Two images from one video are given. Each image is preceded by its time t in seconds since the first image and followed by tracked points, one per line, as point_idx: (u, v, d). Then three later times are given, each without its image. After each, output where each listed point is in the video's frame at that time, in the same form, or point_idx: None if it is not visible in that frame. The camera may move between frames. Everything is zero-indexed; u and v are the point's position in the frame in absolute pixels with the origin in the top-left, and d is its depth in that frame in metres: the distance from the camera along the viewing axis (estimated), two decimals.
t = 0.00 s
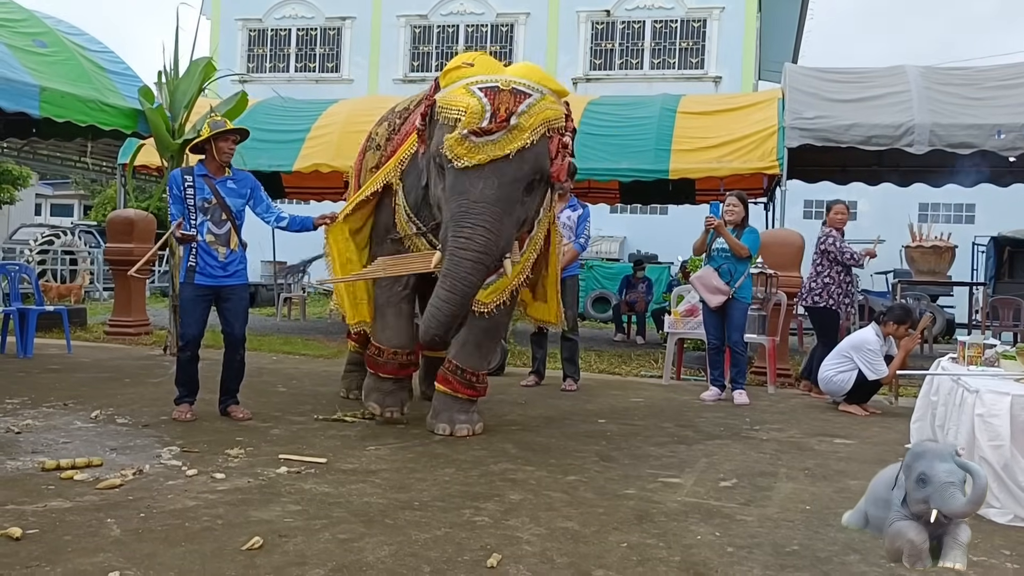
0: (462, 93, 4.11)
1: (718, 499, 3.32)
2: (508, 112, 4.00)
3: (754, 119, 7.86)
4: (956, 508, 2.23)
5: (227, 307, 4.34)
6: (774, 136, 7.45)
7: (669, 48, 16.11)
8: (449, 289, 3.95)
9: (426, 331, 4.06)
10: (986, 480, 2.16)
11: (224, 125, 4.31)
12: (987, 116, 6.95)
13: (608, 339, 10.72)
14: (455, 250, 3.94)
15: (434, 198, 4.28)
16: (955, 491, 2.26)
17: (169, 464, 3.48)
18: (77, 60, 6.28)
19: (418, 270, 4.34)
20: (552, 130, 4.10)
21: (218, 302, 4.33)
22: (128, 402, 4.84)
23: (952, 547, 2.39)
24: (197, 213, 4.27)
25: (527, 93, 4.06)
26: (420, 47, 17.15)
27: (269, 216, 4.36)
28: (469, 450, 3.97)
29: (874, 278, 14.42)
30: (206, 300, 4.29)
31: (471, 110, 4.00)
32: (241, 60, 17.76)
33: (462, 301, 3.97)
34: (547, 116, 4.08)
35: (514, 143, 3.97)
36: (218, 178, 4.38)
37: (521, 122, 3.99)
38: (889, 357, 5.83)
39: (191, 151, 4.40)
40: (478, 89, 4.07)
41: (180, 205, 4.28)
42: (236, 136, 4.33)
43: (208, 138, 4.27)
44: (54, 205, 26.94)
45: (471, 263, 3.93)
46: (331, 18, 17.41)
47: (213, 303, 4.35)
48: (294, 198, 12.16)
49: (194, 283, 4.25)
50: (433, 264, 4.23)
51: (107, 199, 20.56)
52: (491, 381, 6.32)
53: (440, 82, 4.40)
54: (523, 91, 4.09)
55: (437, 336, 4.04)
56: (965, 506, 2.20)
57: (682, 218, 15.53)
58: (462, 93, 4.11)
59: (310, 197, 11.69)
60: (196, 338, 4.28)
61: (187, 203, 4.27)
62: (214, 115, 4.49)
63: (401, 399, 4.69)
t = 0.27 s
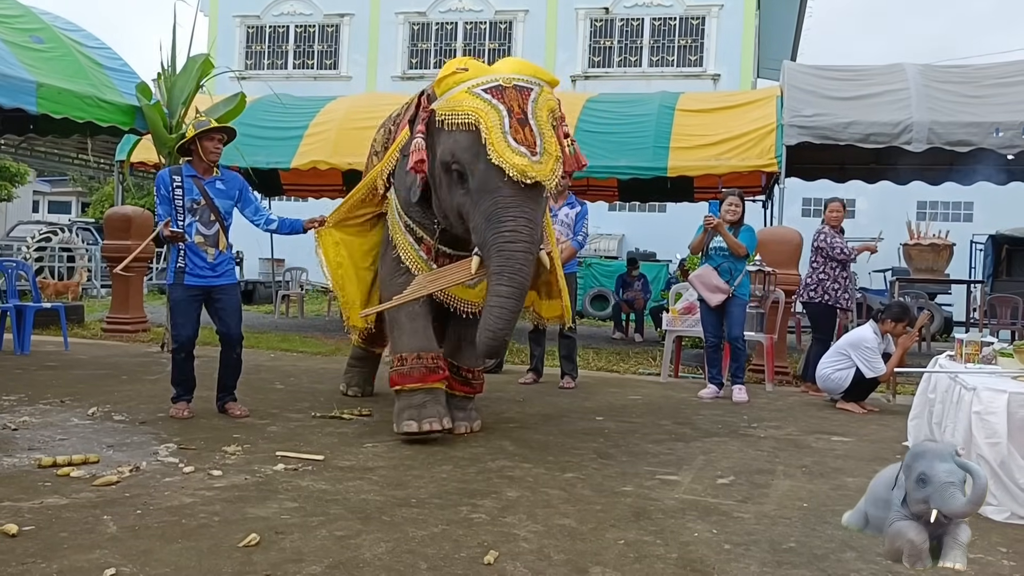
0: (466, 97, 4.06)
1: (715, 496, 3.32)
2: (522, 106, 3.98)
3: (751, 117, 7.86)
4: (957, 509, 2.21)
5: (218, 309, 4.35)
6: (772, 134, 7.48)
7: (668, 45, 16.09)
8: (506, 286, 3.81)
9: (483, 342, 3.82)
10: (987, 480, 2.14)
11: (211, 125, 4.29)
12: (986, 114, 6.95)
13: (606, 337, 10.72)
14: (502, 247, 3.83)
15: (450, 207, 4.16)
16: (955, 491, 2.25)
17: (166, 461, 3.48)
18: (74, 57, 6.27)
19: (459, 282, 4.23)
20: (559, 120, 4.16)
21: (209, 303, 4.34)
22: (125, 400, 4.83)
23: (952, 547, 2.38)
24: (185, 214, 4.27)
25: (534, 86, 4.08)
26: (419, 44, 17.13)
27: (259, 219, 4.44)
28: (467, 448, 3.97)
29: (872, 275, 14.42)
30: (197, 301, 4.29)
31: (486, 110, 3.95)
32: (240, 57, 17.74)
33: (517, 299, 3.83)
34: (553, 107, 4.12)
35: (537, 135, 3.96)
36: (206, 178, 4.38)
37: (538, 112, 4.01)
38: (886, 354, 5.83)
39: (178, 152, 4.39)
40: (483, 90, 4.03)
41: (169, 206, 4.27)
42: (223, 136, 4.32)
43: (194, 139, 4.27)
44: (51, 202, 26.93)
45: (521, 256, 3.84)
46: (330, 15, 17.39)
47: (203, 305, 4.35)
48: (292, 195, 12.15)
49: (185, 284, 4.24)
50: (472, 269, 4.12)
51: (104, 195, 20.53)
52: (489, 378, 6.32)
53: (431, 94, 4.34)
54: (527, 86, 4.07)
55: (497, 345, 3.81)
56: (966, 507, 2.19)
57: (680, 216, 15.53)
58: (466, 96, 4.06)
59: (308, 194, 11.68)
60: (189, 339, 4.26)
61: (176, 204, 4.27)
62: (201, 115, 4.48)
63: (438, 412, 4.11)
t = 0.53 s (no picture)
0: (466, 70, 4.08)
1: (714, 495, 3.33)
2: (523, 74, 4.03)
3: (751, 117, 7.86)
4: (957, 509, 2.21)
5: (217, 298, 4.35)
6: (771, 133, 7.49)
7: (667, 44, 16.09)
8: (521, 248, 3.79)
9: (503, 308, 3.77)
10: (986, 480, 2.15)
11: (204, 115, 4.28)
12: (985, 113, 6.95)
13: (605, 335, 10.72)
14: (514, 209, 3.82)
15: (454, 179, 4.14)
16: (955, 491, 2.25)
17: (165, 459, 3.48)
18: (73, 55, 6.27)
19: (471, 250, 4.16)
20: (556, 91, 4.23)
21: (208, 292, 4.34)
22: (125, 398, 4.84)
23: (952, 547, 2.39)
24: (181, 203, 4.27)
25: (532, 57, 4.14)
26: (418, 43, 17.13)
27: (250, 207, 4.44)
28: (466, 447, 3.97)
29: (872, 274, 14.43)
30: (196, 292, 4.29)
31: (489, 78, 3.98)
32: (239, 55, 17.73)
33: (532, 262, 3.81)
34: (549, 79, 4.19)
35: (541, 103, 4.01)
36: (202, 168, 4.37)
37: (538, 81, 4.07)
38: (885, 354, 5.83)
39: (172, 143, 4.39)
40: (483, 62, 4.06)
41: (164, 197, 4.27)
42: (217, 125, 4.32)
43: (188, 130, 4.26)
44: (51, 200, 26.95)
45: (532, 218, 3.84)
46: (329, 13, 17.37)
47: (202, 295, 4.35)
48: (292, 193, 12.15)
49: (184, 274, 4.26)
50: (484, 240, 4.03)
51: (104, 193, 20.52)
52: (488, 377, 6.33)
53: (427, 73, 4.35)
54: (524, 57, 4.12)
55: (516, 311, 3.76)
56: (966, 507, 2.19)
57: (680, 214, 15.53)
58: (466, 69, 4.08)
59: (308, 192, 11.68)
60: (188, 331, 4.25)
61: (172, 193, 4.27)
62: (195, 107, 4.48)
63: (491, 382, 4.02)
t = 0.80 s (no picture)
0: (451, 66, 4.09)
1: (715, 491, 3.33)
2: (507, 71, 4.03)
3: (752, 114, 7.84)
4: (956, 509, 2.21)
5: (221, 294, 4.36)
6: (772, 129, 7.48)
7: (668, 41, 16.07)
8: (499, 245, 3.80)
9: (481, 305, 3.80)
10: (987, 480, 2.15)
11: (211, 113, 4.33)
12: (986, 111, 6.94)
13: (606, 332, 10.72)
14: (492, 205, 3.83)
15: (439, 177, 4.15)
16: (955, 491, 2.25)
17: (166, 455, 3.49)
18: (74, 51, 6.26)
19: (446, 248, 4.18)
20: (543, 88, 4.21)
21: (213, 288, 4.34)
22: (125, 393, 4.84)
23: (952, 547, 2.38)
24: (188, 200, 4.28)
25: (517, 54, 4.14)
26: (419, 40, 17.11)
27: (252, 206, 4.45)
28: (467, 443, 3.97)
29: (872, 272, 14.42)
30: (201, 287, 4.30)
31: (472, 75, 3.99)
32: (240, 51, 17.72)
33: (510, 259, 3.82)
34: (537, 74, 4.20)
35: (525, 99, 4.00)
36: (209, 165, 4.38)
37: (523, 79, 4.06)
38: (886, 351, 5.82)
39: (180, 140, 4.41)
40: (468, 59, 4.07)
41: (172, 193, 4.28)
42: (224, 123, 4.35)
43: (195, 126, 4.30)
44: (51, 197, 26.94)
45: (511, 215, 3.84)
46: (330, 9, 17.35)
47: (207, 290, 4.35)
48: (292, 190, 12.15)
49: (189, 269, 4.27)
50: (461, 236, 4.07)
51: (104, 190, 20.50)
52: (488, 374, 6.33)
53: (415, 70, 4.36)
54: (511, 53, 4.14)
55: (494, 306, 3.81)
56: (966, 507, 2.19)
57: (681, 211, 15.52)
58: (451, 65, 4.09)
59: (308, 189, 11.67)
60: (192, 325, 4.25)
61: (179, 190, 4.28)
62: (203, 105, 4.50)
63: (462, 399, 4.02)
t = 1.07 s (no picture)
0: (419, 101, 4.08)
1: (716, 489, 3.33)
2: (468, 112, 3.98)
3: (753, 111, 7.84)
4: (956, 508, 2.20)
5: (228, 301, 4.37)
6: (774, 127, 7.44)
7: (669, 38, 16.06)
8: (432, 291, 3.81)
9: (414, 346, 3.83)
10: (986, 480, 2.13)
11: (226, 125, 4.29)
12: (988, 109, 6.94)
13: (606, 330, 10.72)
14: (432, 250, 3.85)
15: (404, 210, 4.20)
16: (955, 491, 2.23)
17: (167, 452, 3.49)
18: (75, 49, 6.26)
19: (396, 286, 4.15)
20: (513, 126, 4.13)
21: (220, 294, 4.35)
22: (126, 391, 4.84)
23: (952, 547, 2.35)
24: (198, 212, 4.29)
25: (486, 92, 4.07)
26: (420, 37, 17.10)
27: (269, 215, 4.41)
28: (468, 441, 3.97)
29: (873, 270, 14.42)
30: (208, 291, 4.32)
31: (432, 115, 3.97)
32: (241, 49, 17.71)
33: (445, 304, 3.82)
34: (509, 110, 4.14)
35: (481, 143, 3.95)
36: (220, 177, 4.38)
37: (484, 121, 3.99)
38: (887, 349, 5.80)
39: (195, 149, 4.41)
40: (435, 95, 4.04)
41: (184, 202, 4.29)
42: (238, 136, 4.32)
43: (208, 138, 4.27)
44: (52, 195, 26.96)
45: (450, 261, 3.84)
46: (330, 7, 17.33)
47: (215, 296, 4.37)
48: (293, 188, 12.15)
49: (197, 272, 4.29)
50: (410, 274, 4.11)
51: (105, 188, 20.52)
52: (489, 371, 6.33)
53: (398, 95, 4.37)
54: (482, 89, 4.09)
55: (432, 349, 3.81)
56: (966, 507, 2.18)
57: (681, 209, 15.52)
58: (419, 100, 4.08)
59: (309, 187, 11.67)
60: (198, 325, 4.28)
61: (191, 201, 4.29)
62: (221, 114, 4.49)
63: (370, 400, 4.18)
